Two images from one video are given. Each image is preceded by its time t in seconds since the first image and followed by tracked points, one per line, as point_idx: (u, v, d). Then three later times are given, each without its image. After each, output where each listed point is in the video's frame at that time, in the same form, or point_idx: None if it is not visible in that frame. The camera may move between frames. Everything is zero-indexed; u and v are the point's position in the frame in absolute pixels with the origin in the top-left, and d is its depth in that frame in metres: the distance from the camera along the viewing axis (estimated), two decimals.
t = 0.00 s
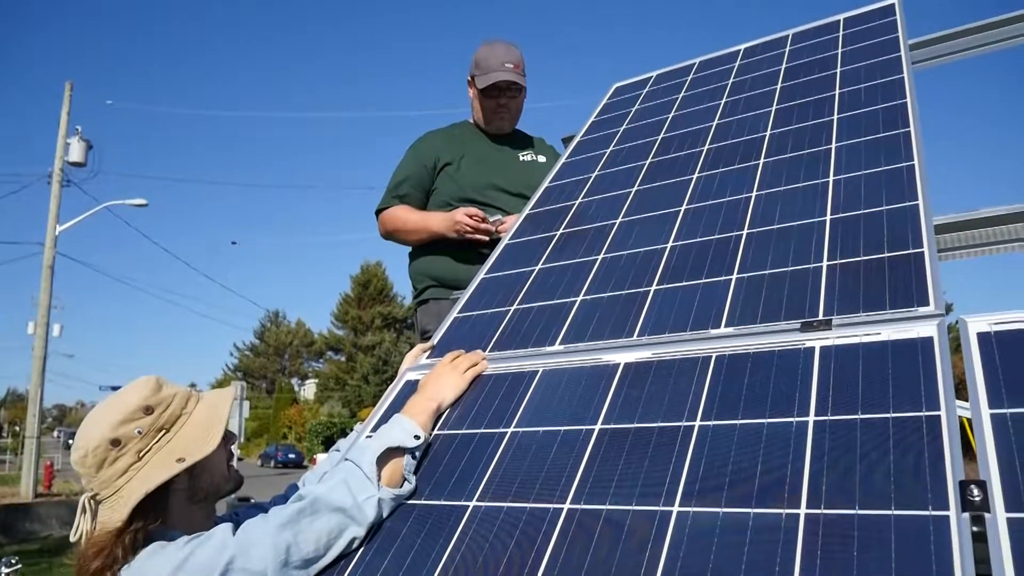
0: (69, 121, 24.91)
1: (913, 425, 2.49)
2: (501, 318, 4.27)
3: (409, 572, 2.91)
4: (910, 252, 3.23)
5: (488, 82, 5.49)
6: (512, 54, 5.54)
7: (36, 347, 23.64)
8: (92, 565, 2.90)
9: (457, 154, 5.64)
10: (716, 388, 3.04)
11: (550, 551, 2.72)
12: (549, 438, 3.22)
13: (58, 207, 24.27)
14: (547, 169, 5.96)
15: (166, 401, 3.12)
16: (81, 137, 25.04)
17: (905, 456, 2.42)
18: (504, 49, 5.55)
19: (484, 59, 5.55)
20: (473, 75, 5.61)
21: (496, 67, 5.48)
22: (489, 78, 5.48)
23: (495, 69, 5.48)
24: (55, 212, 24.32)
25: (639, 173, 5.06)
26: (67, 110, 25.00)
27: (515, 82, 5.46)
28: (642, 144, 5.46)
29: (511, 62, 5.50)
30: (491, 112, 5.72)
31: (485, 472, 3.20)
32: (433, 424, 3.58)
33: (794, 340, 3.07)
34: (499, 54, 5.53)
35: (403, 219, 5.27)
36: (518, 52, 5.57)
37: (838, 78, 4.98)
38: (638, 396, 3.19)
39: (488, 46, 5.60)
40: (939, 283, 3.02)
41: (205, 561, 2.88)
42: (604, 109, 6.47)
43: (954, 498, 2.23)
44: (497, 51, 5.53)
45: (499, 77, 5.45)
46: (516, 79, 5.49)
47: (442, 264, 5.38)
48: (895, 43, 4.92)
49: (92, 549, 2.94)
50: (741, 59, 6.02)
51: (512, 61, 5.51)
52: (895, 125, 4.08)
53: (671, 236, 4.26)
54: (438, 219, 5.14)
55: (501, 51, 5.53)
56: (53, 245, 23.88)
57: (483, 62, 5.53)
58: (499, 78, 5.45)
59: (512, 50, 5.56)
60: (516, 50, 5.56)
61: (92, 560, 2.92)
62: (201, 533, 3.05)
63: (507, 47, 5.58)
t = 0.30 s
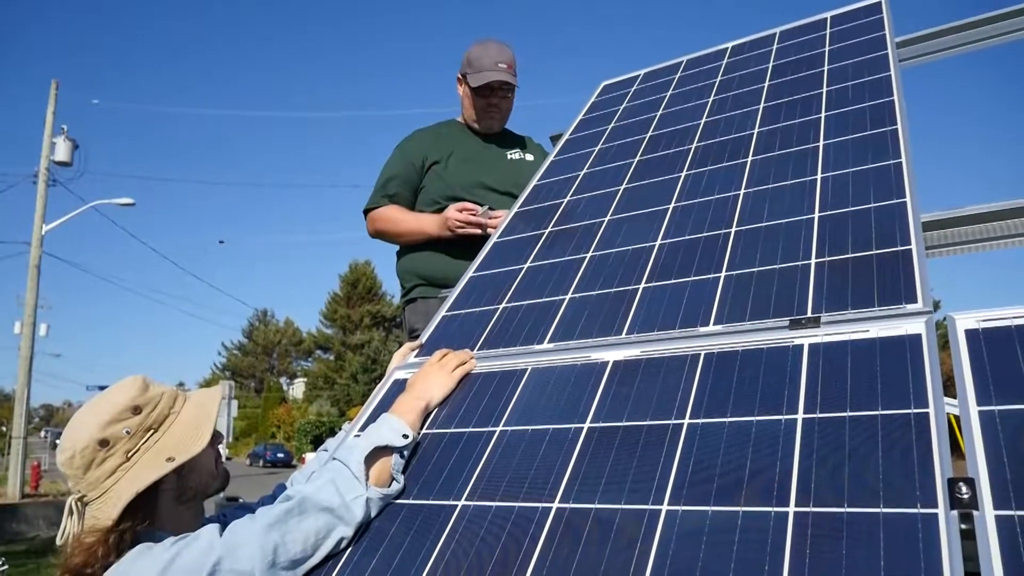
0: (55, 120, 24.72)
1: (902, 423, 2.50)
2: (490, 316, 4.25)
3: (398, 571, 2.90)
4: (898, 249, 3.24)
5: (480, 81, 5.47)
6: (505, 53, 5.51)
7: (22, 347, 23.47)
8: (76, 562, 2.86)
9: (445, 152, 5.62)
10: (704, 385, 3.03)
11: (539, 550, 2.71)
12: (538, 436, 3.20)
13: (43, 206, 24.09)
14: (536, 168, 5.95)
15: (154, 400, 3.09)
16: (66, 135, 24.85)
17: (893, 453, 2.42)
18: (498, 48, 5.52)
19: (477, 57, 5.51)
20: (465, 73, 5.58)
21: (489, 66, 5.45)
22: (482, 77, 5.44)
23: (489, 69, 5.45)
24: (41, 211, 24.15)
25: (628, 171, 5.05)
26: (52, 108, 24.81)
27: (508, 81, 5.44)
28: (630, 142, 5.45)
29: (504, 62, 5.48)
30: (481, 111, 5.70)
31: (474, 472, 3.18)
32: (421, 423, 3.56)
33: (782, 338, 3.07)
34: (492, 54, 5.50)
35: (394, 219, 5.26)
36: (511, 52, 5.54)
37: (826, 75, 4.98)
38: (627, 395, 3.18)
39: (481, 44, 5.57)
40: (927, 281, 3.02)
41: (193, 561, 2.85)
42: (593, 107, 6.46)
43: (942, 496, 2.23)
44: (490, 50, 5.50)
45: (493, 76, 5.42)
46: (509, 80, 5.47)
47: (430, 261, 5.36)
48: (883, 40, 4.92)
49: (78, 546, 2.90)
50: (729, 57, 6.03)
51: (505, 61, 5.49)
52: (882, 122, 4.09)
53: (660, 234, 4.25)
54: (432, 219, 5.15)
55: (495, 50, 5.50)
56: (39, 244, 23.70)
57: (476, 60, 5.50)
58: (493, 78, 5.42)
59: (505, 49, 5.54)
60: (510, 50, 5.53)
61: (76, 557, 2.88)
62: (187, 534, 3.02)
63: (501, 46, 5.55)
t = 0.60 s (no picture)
0: (58, 114, 24.72)
1: (906, 427, 2.48)
2: (491, 315, 4.23)
3: (397, 570, 2.88)
4: (902, 252, 3.22)
5: (484, 78, 5.45)
6: (510, 52, 5.50)
7: (24, 341, 23.48)
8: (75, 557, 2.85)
9: (448, 149, 5.61)
10: (707, 387, 3.02)
11: (539, 550, 2.69)
12: (539, 436, 3.19)
13: (46, 200, 24.10)
14: (539, 167, 5.93)
15: (154, 395, 3.07)
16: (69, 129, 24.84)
17: (897, 456, 2.41)
18: (503, 47, 5.51)
19: (482, 54, 5.49)
20: (470, 70, 5.56)
21: (494, 65, 5.44)
22: (486, 75, 5.43)
23: (493, 67, 5.43)
24: (44, 206, 24.16)
25: (631, 171, 5.04)
26: (55, 102, 24.80)
27: (512, 80, 5.43)
28: (634, 141, 5.43)
29: (509, 61, 5.47)
30: (485, 108, 5.68)
31: (474, 471, 3.17)
32: (422, 422, 3.55)
33: (786, 340, 3.05)
34: (497, 52, 5.49)
35: (397, 215, 5.25)
36: (516, 52, 5.53)
37: (831, 76, 4.97)
38: (628, 395, 3.16)
39: (487, 42, 5.55)
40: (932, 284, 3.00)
41: (191, 558, 2.84)
42: (596, 106, 6.44)
43: (946, 501, 2.22)
44: (495, 48, 5.49)
45: (497, 74, 5.41)
46: (513, 79, 5.46)
47: (431, 258, 5.35)
48: (888, 41, 4.90)
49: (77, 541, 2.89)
50: (733, 57, 6.01)
51: (510, 60, 5.48)
52: (887, 124, 4.07)
53: (663, 234, 4.23)
54: (436, 216, 5.12)
55: (500, 48, 5.49)
56: (41, 238, 23.70)
57: (481, 58, 5.48)
58: (497, 76, 5.41)
59: (510, 48, 5.53)
60: (515, 49, 5.52)
61: (76, 552, 2.87)
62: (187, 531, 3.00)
63: (506, 44, 5.54)
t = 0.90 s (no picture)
0: (61, 114, 24.75)
1: (911, 427, 2.47)
2: (495, 315, 4.23)
3: (400, 570, 2.88)
4: (907, 252, 3.21)
5: (489, 78, 5.44)
6: (515, 53, 5.50)
7: (27, 340, 23.50)
8: (83, 559, 2.86)
9: (451, 148, 5.60)
10: (711, 387, 3.01)
11: (543, 550, 2.69)
12: (542, 436, 3.18)
13: (50, 200, 24.12)
14: (542, 167, 5.93)
15: (156, 395, 3.07)
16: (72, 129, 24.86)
17: (901, 456, 2.40)
18: (508, 47, 5.50)
19: (487, 54, 5.49)
20: (474, 69, 5.56)
21: (499, 65, 5.43)
22: (491, 75, 5.42)
23: (498, 67, 5.43)
24: (47, 206, 24.19)
25: (634, 171, 5.03)
26: (59, 102, 24.82)
27: (517, 80, 5.42)
28: (637, 141, 5.43)
29: (513, 61, 5.46)
30: (489, 108, 5.68)
31: (478, 470, 3.16)
32: (425, 421, 3.55)
33: (790, 339, 3.04)
34: (502, 51, 5.48)
35: (394, 211, 5.22)
36: (521, 52, 5.52)
37: (834, 76, 4.96)
38: (632, 396, 3.16)
39: (492, 42, 5.55)
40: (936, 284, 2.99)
41: (195, 557, 2.84)
42: (600, 105, 6.43)
43: (951, 501, 2.21)
44: (500, 48, 5.48)
45: (502, 75, 5.40)
46: (518, 79, 5.45)
47: (435, 258, 5.34)
48: (892, 41, 4.89)
49: (84, 544, 2.89)
50: (736, 57, 6.00)
51: (515, 60, 5.47)
52: (891, 123, 4.06)
53: (667, 233, 4.23)
54: (430, 210, 5.10)
55: (505, 48, 5.48)
56: (44, 238, 23.73)
57: (486, 58, 5.47)
58: (502, 76, 5.40)
59: (515, 48, 5.52)
60: (520, 49, 5.51)
61: (84, 554, 2.88)
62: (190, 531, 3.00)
63: (511, 44, 5.53)
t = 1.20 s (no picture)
0: (69, 114, 24.82)
1: (921, 427, 2.46)
2: (502, 315, 4.22)
3: (408, 570, 2.88)
4: (916, 252, 3.19)
5: (496, 78, 5.43)
6: (523, 53, 5.48)
7: (34, 341, 23.58)
8: (94, 558, 2.85)
9: (458, 149, 5.60)
10: (719, 387, 3.00)
11: (550, 550, 2.68)
12: (550, 436, 3.18)
13: (57, 201, 24.20)
14: (548, 167, 5.92)
15: (164, 394, 3.07)
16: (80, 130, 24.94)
17: (912, 456, 2.39)
18: (516, 47, 5.49)
19: (494, 54, 5.47)
20: (482, 69, 5.55)
21: (507, 65, 5.42)
22: (499, 75, 5.41)
23: (505, 67, 5.42)
24: (55, 206, 24.27)
25: (641, 171, 5.02)
26: (66, 103, 24.90)
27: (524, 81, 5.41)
28: (644, 141, 5.42)
29: (521, 61, 5.45)
30: (496, 108, 5.67)
31: (485, 471, 3.16)
32: (432, 422, 3.54)
33: (799, 340, 3.03)
34: (510, 51, 5.47)
35: (401, 212, 5.23)
36: (528, 51, 5.51)
37: (842, 75, 4.94)
38: (639, 396, 3.15)
39: (499, 41, 5.54)
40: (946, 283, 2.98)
41: (202, 557, 2.83)
42: (606, 105, 6.42)
43: (962, 502, 2.20)
44: (508, 48, 5.46)
45: (510, 75, 5.39)
46: (525, 79, 5.44)
47: (441, 258, 5.34)
48: (901, 40, 4.87)
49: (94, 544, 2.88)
50: (743, 57, 5.98)
51: (522, 60, 5.46)
52: (900, 123, 4.04)
53: (674, 233, 4.22)
54: (434, 209, 5.10)
55: (513, 48, 5.47)
56: (52, 238, 23.81)
57: (494, 58, 5.46)
58: (509, 76, 5.39)
59: (523, 48, 5.51)
60: (528, 49, 5.50)
61: (94, 553, 2.86)
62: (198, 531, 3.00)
63: (519, 44, 5.52)
